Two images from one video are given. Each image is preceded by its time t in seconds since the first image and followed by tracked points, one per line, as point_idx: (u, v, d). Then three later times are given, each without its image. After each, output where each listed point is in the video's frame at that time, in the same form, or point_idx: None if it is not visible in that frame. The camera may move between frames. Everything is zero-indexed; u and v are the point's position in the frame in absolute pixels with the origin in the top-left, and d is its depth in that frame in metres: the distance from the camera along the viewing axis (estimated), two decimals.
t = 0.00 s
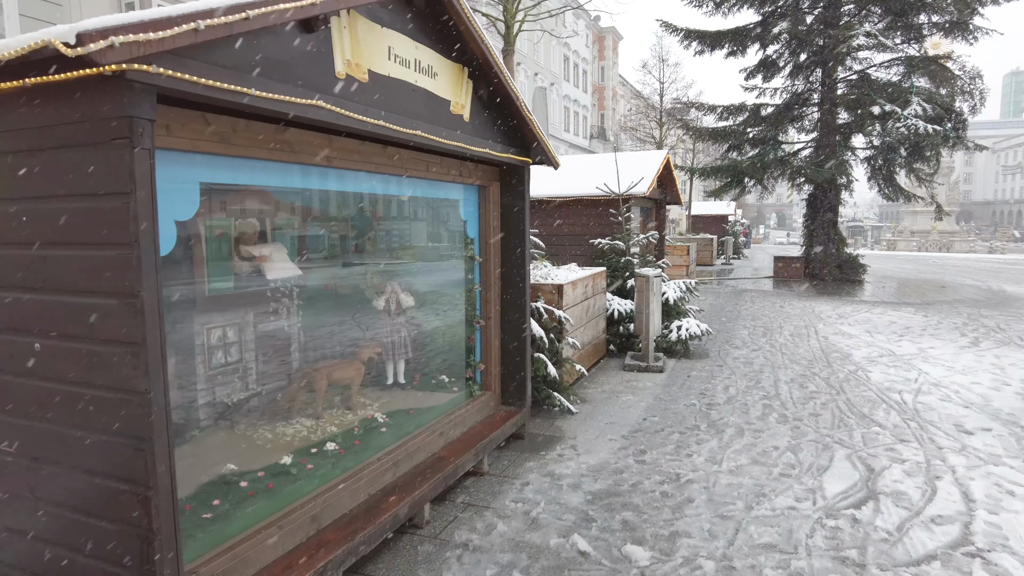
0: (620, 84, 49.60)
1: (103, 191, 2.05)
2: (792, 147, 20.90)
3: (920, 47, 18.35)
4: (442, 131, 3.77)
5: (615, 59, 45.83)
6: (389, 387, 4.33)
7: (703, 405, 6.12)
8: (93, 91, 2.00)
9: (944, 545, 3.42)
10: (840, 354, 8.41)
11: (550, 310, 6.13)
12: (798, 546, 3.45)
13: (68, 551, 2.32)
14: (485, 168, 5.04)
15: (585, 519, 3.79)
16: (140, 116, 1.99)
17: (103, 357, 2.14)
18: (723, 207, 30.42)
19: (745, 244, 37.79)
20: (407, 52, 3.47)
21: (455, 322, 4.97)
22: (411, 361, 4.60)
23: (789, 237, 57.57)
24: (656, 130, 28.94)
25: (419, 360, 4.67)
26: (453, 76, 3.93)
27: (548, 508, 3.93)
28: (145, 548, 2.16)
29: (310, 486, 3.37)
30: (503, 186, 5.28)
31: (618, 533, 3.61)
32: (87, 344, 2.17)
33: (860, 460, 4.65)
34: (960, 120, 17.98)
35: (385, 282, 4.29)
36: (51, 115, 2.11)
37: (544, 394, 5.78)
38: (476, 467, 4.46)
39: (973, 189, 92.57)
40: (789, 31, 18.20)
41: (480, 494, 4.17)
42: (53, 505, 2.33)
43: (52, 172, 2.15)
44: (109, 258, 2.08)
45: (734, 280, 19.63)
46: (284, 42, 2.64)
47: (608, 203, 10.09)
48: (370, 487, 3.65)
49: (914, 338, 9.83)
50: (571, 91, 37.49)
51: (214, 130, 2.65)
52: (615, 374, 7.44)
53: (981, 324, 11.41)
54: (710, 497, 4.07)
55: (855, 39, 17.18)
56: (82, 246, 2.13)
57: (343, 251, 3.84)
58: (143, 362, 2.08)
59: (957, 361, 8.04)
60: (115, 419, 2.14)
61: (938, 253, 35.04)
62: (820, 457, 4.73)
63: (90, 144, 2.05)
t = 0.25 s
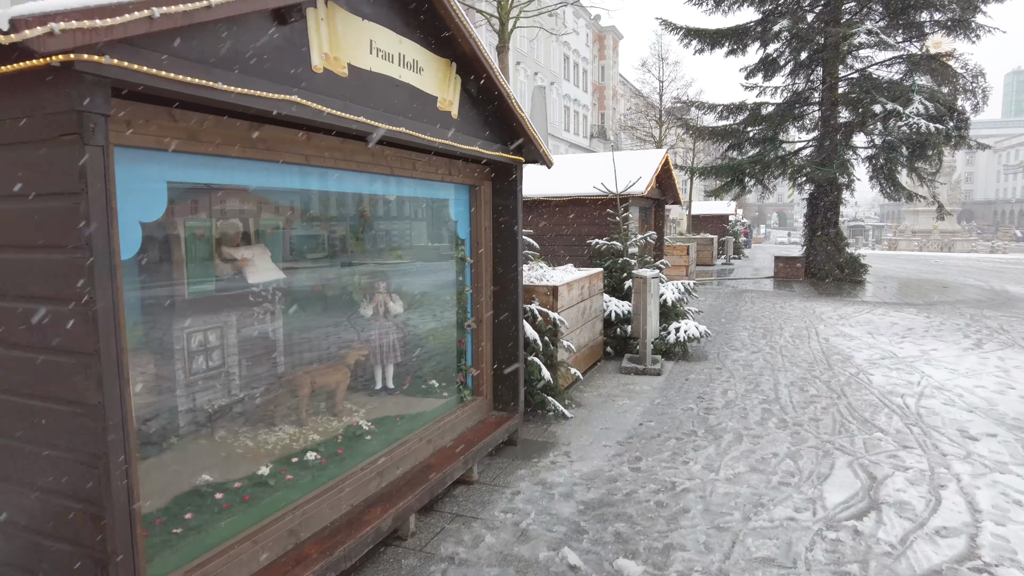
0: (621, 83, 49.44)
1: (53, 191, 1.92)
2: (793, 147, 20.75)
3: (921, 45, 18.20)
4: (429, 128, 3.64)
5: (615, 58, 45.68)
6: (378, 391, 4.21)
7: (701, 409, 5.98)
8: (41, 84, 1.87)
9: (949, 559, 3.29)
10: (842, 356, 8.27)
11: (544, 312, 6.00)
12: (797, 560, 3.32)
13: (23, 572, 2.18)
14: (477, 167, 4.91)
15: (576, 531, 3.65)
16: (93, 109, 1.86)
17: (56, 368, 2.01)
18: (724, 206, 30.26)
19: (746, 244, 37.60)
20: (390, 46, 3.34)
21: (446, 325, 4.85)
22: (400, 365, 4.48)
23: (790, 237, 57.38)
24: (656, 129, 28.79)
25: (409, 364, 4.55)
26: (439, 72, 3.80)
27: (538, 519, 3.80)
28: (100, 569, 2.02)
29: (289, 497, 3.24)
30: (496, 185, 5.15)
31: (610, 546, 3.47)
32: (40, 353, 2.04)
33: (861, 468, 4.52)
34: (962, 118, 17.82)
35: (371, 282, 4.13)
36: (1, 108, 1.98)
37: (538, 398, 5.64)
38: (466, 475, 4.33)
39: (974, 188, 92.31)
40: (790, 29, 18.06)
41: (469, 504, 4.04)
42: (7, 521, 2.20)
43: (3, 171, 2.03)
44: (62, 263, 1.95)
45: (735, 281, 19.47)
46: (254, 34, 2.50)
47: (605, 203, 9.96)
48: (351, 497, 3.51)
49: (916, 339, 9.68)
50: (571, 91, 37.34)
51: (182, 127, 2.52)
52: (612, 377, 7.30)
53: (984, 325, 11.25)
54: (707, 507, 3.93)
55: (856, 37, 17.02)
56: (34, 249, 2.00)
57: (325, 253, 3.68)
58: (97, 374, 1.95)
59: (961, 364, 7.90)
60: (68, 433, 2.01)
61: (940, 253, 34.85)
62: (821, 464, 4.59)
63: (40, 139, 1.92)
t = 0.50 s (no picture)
0: (620, 83, 49.31)
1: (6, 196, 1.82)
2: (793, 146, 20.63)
3: (922, 44, 18.09)
4: (416, 128, 3.54)
5: (615, 58, 45.56)
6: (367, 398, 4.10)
7: (699, 415, 5.87)
8: None
9: (953, 574, 3.17)
10: (842, 359, 8.15)
11: (538, 316, 5.89)
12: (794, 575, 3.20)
13: None
14: (468, 167, 4.81)
15: (568, 543, 3.54)
16: (45, 110, 1.77)
17: (9, 383, 1.91)
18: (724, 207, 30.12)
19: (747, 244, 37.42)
20: (373, 44, 3.24)
21: (438, 330, 4.74)
22: (390, 370, 4.36)
23: (791, 237, 57.21)
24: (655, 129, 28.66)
25: (399, 369, 4.44)
26: (426, 71, 3.70)
27: (528, 531, 3.69)
28: None
29: (269, 509, 3.14)
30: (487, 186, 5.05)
31: (601, 559, 3.37)
32: None
33: (861, 476, 4.40)
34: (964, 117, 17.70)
35: (359, 285, 4.01)
36: None
37: (532, 403, 5.54)
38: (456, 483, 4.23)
39: (975, 188, 92.11)
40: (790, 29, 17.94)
41: (458, 515, 3.93)
42: None
43: None
44: (14, 273, 1.85)
45: (735, 281, 19.34)
46: (227, 32, 2.40)
47: (602, 203, 9.86)
48: (335, 509, 3.41)
49: (918, 341, 9.56)
50: (570, 91, 37.22)
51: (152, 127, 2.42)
52: (608, 381, 7.19)
53: (986, 326, 11.13)
54: (702, 518, 3.82)
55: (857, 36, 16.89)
56: None
57: (310, 256, 3.57)
58: (52, 390, 1.85)
59: (963, 366, 7.78)
60: (21, 450, 1.91)
61: (942, 253, 34.69)
62: (820, 472, 4.48)
63: None
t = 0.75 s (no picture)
0: (621, 85, 49.22)
1: None
2: (794, 148, 20.54)
3: (924, 46, 18.01)
4: (405, 127, 3.46)
5: (615, 60, 45.50)
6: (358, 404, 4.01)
7: (697, 420, 5.77)
8: None
9: None
10: (843, 363, 8.05)
11: (534, 318, 5.80)
12: None
13: None
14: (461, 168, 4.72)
15: (560, 553, 3.45)
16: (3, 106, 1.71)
17: None
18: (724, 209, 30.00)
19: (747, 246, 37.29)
20: (360, 40, 3.16)
21: (432, 333, 4.65)
22: (383, 375, 4.26)
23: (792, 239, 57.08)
24: (655, 130, 28.56)
25: (392, 374, 4.34)
26: (415, 68, 3.62)
27: (520, 540, 3.59)
28: None
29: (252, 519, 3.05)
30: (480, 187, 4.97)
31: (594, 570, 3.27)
32: None
33: (863, 484, 4.31)
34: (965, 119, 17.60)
35: (352, 288, 3.92)
36: None
37: (527, 408, 5.44)
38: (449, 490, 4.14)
39: (977, 190, 91.92)
40: (790, 30, 17.86)
41: (449, 523, 3.84)
42: None
43: None
44: None
45: (736, 284, 19.23)
46: (202, 27, 2.32)
47: (601, 205, 9.77)
48: (320, 518, 3.32)
49: (919, 344, 9.45)
50: (571, 93, 37.14)
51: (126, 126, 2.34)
52: (606, 385, 7.09)
53: (988, 330, 11.02)
54: (698, 527, 3.72)
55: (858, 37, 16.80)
56: None
57: (298, 259, 3.46)
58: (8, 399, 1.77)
59: (965, 370, 7.67)
60: None
61: (943, 255, 34.56)
62: (820, 479, 4.38)
63: None
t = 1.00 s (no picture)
0: (621, 86, 49.10)
1: None
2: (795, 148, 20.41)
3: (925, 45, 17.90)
4: (393, 121, 3.34)
5: (616, 61, 45.39)
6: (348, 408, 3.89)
7: (697, 423, 5.64)
8: None
9: None
10: (845, 365, 7.92)
11: (530, 320, 5.67)
12: None
13: None
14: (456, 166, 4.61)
15: (553, 563, 3.32)
16: None
17: None
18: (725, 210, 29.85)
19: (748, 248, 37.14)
20: (343, 30, 3.04)
21: (425, 335, 4.54)
22: (374, 378, 4.14)
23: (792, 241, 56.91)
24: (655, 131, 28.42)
25: (384, 377, 4.22)
26: (403, 61, 3.50)
27: (512, 549, 3.47)
28: None
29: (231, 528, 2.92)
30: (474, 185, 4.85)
31: None
32: None
33: (866, 490, 4.18)
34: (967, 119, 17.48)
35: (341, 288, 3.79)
36: None
37: (524, 411, 5.32)
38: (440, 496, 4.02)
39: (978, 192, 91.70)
40: (791, 29, 17.75)
41: (439, 531, 3.72)
42: None
43: None
44: None
45: (736, 285, 19.09)
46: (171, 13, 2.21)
47: (600, 205, 9.66)
48: (304, 527, 3.19)
49: (922, 346, 9.33)
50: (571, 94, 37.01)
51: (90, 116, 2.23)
52: (604, 388, 6.96)
53: (991, 331, 10.89)
54: (696, 535, 3.60)
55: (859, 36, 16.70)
56: None
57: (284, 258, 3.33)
58: None
59: (969, 373, 7.55)
60: None
61: (944, 256, 34.37)
62: (822, 485, 4.26)
63: None
